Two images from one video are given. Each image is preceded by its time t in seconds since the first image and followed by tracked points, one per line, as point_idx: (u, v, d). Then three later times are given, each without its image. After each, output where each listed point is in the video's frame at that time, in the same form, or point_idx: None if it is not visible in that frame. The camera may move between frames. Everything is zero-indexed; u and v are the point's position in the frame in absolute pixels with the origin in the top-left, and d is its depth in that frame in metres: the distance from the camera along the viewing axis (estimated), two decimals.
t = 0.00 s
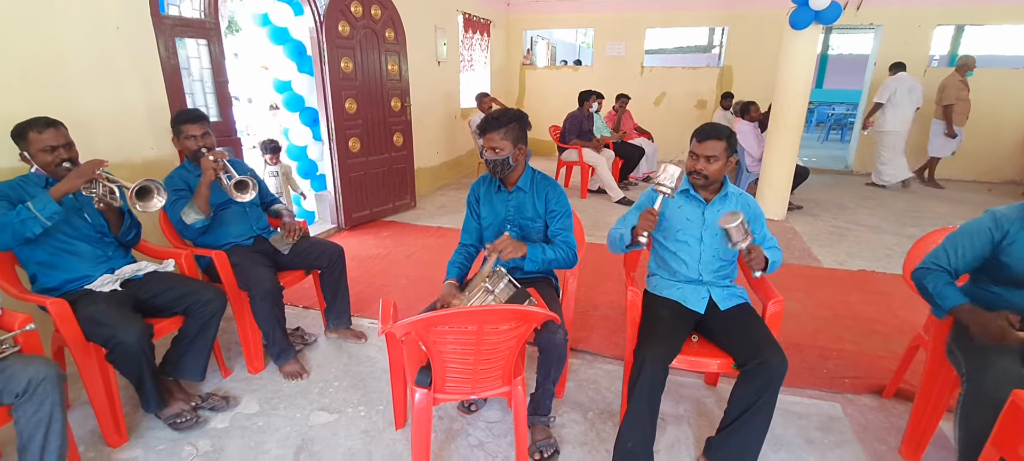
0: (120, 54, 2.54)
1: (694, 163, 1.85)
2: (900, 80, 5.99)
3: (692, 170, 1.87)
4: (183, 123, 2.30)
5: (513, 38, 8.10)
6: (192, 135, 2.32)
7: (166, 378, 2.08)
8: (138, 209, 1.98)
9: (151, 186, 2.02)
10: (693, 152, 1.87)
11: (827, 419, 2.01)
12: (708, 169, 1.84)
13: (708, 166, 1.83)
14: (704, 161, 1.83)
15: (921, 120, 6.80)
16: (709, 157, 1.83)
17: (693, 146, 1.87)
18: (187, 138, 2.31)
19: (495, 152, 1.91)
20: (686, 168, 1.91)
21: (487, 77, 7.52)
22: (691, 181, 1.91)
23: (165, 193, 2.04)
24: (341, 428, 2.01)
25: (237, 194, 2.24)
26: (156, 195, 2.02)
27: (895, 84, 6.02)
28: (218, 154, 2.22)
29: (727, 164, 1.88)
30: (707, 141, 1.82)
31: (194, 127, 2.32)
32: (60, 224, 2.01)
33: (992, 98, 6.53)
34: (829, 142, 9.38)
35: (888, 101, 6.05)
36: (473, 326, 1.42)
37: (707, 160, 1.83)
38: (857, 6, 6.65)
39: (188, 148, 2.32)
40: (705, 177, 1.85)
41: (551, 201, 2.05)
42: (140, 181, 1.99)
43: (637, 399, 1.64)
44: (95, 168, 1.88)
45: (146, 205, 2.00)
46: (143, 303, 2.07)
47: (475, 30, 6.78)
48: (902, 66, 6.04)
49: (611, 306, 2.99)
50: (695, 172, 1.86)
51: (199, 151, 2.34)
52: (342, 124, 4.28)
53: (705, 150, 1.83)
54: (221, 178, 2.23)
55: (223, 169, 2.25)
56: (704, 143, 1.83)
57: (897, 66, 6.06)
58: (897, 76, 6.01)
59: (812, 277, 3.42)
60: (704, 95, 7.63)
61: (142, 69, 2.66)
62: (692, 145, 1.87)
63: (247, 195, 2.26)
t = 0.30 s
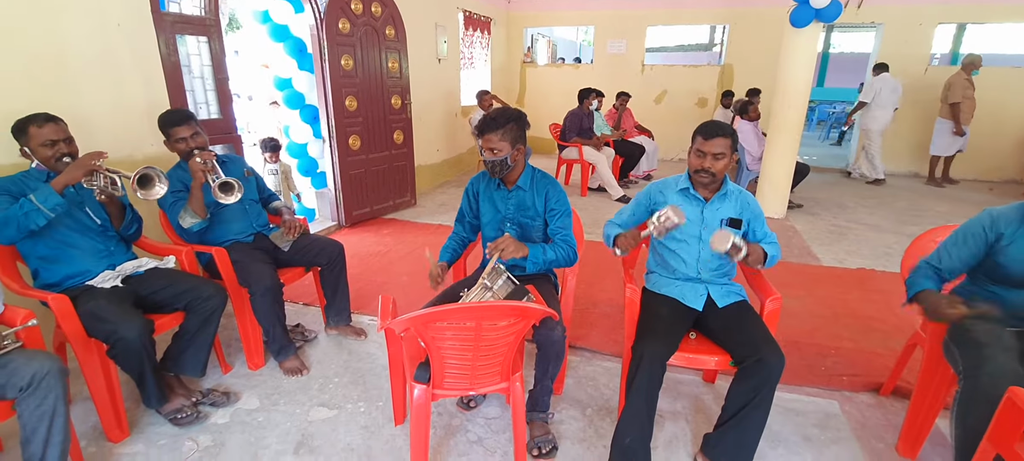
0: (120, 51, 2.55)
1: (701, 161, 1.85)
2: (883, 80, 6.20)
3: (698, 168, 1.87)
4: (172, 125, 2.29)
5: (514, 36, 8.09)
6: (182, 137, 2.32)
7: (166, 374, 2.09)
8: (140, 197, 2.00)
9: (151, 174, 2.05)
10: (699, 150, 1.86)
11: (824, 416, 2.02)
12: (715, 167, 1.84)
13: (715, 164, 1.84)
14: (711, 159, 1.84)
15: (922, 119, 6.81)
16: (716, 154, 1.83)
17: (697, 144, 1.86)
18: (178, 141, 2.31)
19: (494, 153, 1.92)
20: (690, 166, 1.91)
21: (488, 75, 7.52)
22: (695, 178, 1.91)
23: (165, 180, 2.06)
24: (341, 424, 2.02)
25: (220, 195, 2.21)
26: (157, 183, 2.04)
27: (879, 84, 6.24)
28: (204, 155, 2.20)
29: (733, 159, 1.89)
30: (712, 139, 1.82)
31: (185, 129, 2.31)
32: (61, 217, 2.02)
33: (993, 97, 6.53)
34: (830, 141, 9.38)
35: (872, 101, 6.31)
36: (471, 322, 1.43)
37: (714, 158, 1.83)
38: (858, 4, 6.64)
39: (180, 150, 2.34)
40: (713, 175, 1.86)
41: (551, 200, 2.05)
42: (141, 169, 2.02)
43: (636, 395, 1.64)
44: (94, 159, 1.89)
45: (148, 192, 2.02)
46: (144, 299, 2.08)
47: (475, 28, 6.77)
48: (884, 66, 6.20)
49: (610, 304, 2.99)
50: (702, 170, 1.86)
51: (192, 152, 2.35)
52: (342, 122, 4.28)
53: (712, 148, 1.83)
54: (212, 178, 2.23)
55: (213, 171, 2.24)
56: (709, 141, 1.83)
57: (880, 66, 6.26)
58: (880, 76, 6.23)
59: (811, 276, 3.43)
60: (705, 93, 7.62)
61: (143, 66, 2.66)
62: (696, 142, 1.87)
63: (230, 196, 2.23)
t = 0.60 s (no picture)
0: (122, 49, 2.56)
1: (700, 160, 1.86)
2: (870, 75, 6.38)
3: (698, 166, 1.87)
4: (172, 125, 2.29)
5: (515, 35, 8.09)
6: (182, 138, 2.32)
7: (168, 372, 2.10)
8: (144, 194, 2.02)
9: (154, 171, 2.07)
10: (698, 148, 1.86)
11: (824, 415, 2.02)
12: (714, 165, 1.85)
13: (714, 162, 1.85)
14: (710, 157, 1.84)
15: (923, 119, 6.81)
16: (715, 153, 1.84)
17: (696, 142, 1.86)
18: (178, 141, 2.32)
19: (496, 149, 1.92)
20: (689, 164, 1.92)
21: (489, 74, 7.53)
22: (694, 176, 1.92)
23: (168, 177, 2.08)
24: (342, 422, 2.03)
25: (214, 193, 2.24)
26: (160, 180, 2.06)
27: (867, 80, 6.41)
28: (199, 155, 2.18)
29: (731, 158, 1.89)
30: (710, 138, 1.83)
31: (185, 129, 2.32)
32: (64, 216, 2.03)
33: (994, 97, 6.52)
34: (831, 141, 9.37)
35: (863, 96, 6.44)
36: (472, 320, 1.44)
37: (712, 156, 1.84)
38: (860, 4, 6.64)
39: (180, 150, 2.35)
40: (711, 172, 1.87)
41: (551, 199, 2.06)
42: (144, 167, 2.04)
43: (636, 393, 1.65)
44: (97, 157, 1.90)
45: (151, 190, 2.04)
46: (146, 297, 2.08)
47: (477, 27, 6.78)
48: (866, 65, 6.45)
49: (611, 302, 3.00)
50: (701, 168, 1.87)
51: (193, 152, 2.36)
52: (344, 121, 4.28)
53: (711, 147, 1.83)
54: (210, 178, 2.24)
55: (210, 169, 2.24)
56: (708, 139, 1.83)
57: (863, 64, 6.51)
58: (866, 72, 6.41)
59: (812, 275, 3.43)
60: (706, 93, 7.62)
61: (144, 65, 2.67)
62: (695, 141, 1.87)
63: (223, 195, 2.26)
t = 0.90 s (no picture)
0: (129, 52, 2.58)
1: (706, 164, 1.86)
2: (854, 77, 6.56)
3: (704, 171, 1.88)
4: (184, 125, 2.32)
5: (519, 37, 8.11)
6: (193, 137, 2.34)
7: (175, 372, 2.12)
8: (154, 199, 2.04)
9: (164, 177, 2.09)
10: (704, 153, 1.87)
11: (828, 417, 2.02)
12: (720, 169, 1.85)
13: (720, 167, 1.85)
14: (717, 162, 1.84)
15: (928, 120, 6.79)
16: (721, 157, 1.84)
17: (703, 147, 1.87)
18: (190, 140, 2.34)
19: (503, 149, 1.93)
20: (695, 168, 1.92)
21: (493, 76, 7.55)
22: (700, 180, 1.92)
23: (177, 183, 2.10)
24: (347, 422, 2.04)
25: (220, 200, 2.28)
26: (169, 185, 2.09)
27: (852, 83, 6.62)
28: (210, 158, 2.20)
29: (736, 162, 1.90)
30: (717, 142, 1.83)
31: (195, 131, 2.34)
32: (72, 218, 2.05)
33: (1000, 98, 6.50)
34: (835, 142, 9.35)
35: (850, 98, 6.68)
36: (477, 321, 1.44)
37: (719, 161, 1.84)
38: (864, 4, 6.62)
39: (192, 150, 2.36)
40: (717, 177, 1.87)
41: (556, 200, 2.06)
42: (155, 172, 2.06)
43: (640, 395, 1.65)
44: (106, 162, 1.92)
45: (161, 195, 2.06)
46: (153, 298, 2.10)
47: (481, 29, 6.79)
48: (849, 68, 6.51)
49: (615, 304, 3.00)
50: (707, 173, 1.87)
51: (203, 152, 2.38)
52: (348, 123, 4.30)
53: (717, 151, 1.84)
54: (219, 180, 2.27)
55: (217, 172, 2.26)
56: (715, 144, 1.84)
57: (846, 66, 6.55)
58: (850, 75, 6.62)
59: (816, 276, 3.43)
60: (709, 94, 7.62)
61: (151, 67, 2.69)
62: (701, 145, 1.88)
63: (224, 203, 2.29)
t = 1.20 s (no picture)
0: (143, 54, 2.61)
1: (720, 161, 1.84)
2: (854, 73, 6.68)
3: (718, 167, 1.85)
4: (198, 125, 2.35)
5: (529, 37, 8.11)
6: (206, 137, 2.36)
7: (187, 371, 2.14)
8: (167, 199, 2.06)
9: (178, 176, 2.11)
10: (717, 149, 1.85)
11: (842, 419, 1.99)
12: (734, 165, 1.83)
13: (734, 163, 1.83)
14: (730, 158, 1.83)
15: (944, 119, 6.68)
16: (735, 153, 1.82)
17: (715, 143, 1.86)
18: (202, 140, 2.36)
19: (512, 150, 1.93)
20: (708, 165, 1.90)
21: (502, 76, 7.55)
22: (713, 178, 1.90)
23: (191, 182, 2.12)
24: (357, 421, 2.05)
25: (232, 201, 2.28)
26: (182, 184, 2.10)
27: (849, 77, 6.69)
28: (223, 161, 2.22)
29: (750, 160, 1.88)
30: (730, 138, 1.82)
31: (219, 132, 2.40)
32: (87, 218, 2.07)
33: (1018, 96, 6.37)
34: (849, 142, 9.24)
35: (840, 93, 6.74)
36: (487, 321, 1.44)
37: (732, 157, 1.83)
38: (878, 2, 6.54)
39: (204, 150, 2.38)
40: (732, 173, 1.85)
41: (566, 200, 2.05)
42: (168, 172, 2.08)
43: (651, 396, 1.64)
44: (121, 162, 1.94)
45: (175, 194, 2.08)
46: (165, 298, 2.12)
47: (490, 29, 6.80)
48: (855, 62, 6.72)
49: (625, 305, 2.98)
50: (721, 169, 1.85)
51: (215, 152, 2.39)
52: (358, 124, 4.33)
53: (730, 147, 1.82)
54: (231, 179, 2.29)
55: (229, 173, 2.28)
56: (728, 139, 1.82)
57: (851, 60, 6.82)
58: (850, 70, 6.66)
59: (829, 277, 3.38)
60: (720, 93, 7.56)
61: (165, 68, 2.72)
62: (713, 142, 1.87)
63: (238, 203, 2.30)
